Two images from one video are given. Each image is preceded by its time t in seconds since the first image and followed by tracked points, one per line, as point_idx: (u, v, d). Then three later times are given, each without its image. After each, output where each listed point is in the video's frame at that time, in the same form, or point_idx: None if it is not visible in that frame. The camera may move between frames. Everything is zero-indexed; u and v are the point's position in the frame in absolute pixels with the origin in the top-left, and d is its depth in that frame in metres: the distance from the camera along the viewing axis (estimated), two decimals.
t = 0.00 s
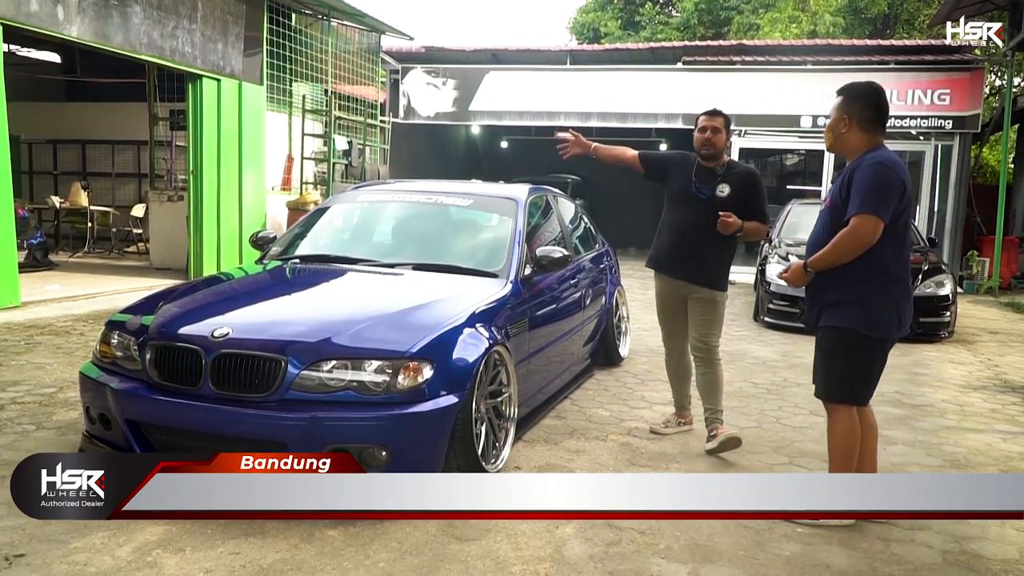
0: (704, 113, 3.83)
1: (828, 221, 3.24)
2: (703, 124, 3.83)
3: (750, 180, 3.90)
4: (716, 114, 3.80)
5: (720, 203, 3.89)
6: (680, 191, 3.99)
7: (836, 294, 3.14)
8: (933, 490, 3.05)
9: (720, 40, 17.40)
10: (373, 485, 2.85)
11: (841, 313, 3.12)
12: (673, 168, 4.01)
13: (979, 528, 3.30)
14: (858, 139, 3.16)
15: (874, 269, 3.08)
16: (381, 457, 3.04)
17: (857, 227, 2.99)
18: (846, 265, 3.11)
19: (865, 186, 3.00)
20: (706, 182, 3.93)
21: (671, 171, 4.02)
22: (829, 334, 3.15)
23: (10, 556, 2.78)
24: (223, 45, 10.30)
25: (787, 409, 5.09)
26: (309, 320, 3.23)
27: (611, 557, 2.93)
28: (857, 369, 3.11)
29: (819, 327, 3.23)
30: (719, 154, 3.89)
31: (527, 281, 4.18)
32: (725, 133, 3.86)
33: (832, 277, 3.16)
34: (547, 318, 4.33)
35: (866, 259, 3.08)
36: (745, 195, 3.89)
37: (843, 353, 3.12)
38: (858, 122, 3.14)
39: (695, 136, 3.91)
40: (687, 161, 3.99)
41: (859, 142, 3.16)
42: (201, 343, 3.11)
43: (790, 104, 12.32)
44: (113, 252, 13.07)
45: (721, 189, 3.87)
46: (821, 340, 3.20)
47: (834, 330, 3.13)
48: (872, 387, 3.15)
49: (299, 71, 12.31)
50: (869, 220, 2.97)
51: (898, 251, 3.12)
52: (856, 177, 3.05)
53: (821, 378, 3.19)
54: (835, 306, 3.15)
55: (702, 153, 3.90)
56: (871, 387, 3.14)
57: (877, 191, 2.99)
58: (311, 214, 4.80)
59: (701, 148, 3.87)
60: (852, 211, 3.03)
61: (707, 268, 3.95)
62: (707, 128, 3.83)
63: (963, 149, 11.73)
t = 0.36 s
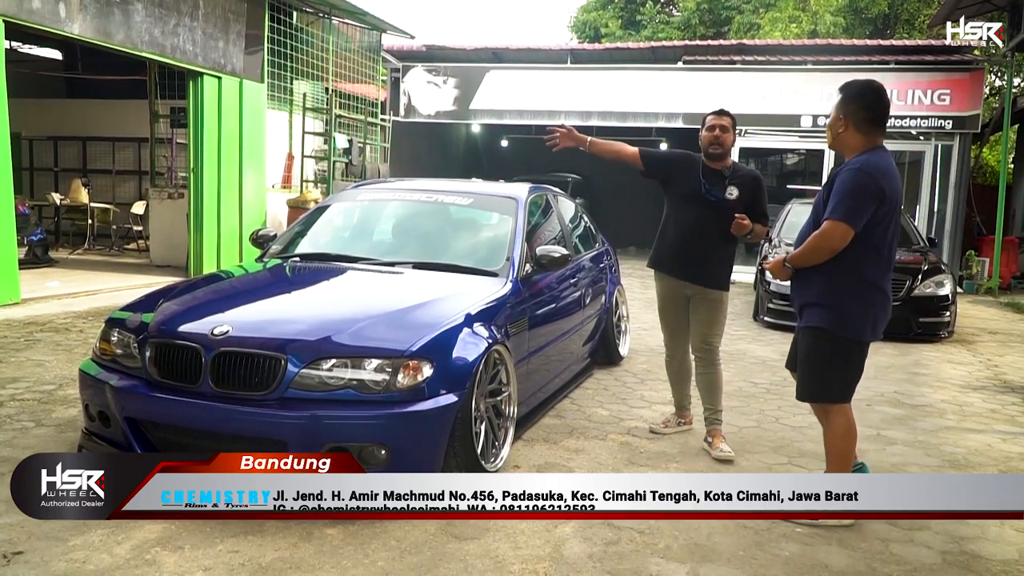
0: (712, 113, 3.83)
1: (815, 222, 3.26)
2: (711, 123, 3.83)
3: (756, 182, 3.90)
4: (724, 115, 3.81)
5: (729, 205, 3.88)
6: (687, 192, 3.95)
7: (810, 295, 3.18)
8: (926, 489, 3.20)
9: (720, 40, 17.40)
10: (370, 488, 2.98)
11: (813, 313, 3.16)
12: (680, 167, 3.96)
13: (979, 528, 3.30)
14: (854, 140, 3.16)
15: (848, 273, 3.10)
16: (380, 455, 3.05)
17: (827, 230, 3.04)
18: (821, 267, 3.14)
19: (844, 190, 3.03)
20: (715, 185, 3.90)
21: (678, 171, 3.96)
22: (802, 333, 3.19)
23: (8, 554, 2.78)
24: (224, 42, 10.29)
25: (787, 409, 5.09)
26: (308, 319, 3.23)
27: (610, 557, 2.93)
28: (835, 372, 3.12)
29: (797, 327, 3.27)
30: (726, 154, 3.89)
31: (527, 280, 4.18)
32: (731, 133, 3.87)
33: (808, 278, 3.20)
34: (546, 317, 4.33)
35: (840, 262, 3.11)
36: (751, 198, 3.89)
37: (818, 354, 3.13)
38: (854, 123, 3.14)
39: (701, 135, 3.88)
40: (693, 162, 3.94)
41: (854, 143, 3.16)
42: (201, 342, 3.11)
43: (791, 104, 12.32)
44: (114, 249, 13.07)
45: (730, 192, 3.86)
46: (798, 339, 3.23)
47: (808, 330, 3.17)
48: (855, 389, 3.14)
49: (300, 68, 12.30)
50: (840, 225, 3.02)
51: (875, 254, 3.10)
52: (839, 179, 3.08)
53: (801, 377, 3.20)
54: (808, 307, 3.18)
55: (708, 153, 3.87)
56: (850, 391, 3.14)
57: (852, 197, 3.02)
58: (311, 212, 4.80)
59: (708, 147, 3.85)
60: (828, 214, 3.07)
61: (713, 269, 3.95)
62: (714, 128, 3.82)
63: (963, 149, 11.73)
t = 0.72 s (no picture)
0: (730, 113, 3.78)
1: (815, 221, 3.26)
2: (727, 123, 3.79)
3: (762, 185, 3.96)
4: (741, 116, 3.76)
5: (737, 209, 3.91)
6: (695, 196, 3.95)
7: (809, 293, 3.17)
8: (926, 489, 3.23)
9: (719, 42, 17.44)
10: (370, 480, 3.00)
11: (811, 311, 3.15)
12: (688, 170, 3.96)
13: (979, 529, 3.30)
14: (860, 143, 3.17)
15: (849, 274, 3.10)
16: (380, 458, 3.05)
17: (835, 230, 3.02)
18: (822, 267, 3.14)
19: (853, 193, 3.02)
20: (723, 188, 3.91)
21: (686, 175, 3.96)
22: (799, 330, 3.18)
23: (10, 558, 2.78)
24: (223, 47, 10.31)
25: (786, 411, 5.09)
26: (309, 323, 3.23)
27: (611, 558, 2.94)
28: (831, 371, 3.13)
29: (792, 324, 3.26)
30: (735, 158, 3.87)
31: (527, 282, 4.19)
32: (746, 136, 3.81)
33: (808, 276, 3.19)
34: (546, 320, 4.34)
35: (841, 263, 3.10)
36: (758, 202, 3.95)
37: (815, 353, 3.13)
38: (863, 126, 3.14)
39: (715, 133, 3.85)
40: (703, 163, 3.94)
41: (861, 146, 3.16)
42: (202, 345, 3.11)
43: (789, 105, 12.34)
44: (114, 254, 13.08)
45: (738, 197, 3.90)
46: (794, 335, 3.23)
47: (806, 327, 3.16)
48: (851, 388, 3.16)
49: (299, 72, 12.33)
50: (849, 227, 3.00)
51: (874, 256, 3.12)
52: (847, 180, 3.07)
53: (795, 373, 3.20)
54: (806, 304, 3.18)
55: (720, 153, 3.86)
56: (844, 389, 3.15)
57: (860, 200, 3.01)
58: (310, 216, 4.81)
59: (721, 147, 3.83)
60: (836, 214, 3.06)
61: (721, 273, 3.96)
62: (729, 129, 3.79)
63: (961, 150, 11.75)
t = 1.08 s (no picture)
0: (739, 111, 3.79)
1: (829, 225, 3.25)
2: (737, 121, 3.78)
3: (779, 183, 3.89)
4: (750, 113, 3.76)
5: (751, 208, 3.84)
6: (708, 198, 3.92)
7: (834, 297, 3.16)
8: (926, 488, 3.30)
9: (720, 46, 17.46)
10: (370, 480, 3.00)
11: (837, 315, 3.13)
12: (703, 171, 3.97)
13: (977, 534, 3.30)
14: (865, 149, 3.18)
15: (873, 276, 3.11)
16: (379, 461, 3.05)
17: (862, 234, 3.01)
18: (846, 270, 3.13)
19: (874, 196, 3.02)
20: (736, 187, 3.88)
21: (699, 177, 3.98)
22: (824, 334, 3.16)
23: (9, 559, 2.78)
24: (223, 49, 10.32)
25: (786, 414, 5.09)
26: (309, 325, 3.23)
27: (610, 562, 2.94)
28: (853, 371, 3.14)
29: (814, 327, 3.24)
30: (749, 156, 3.84)
31: (527, 286, 4.19)
32: (758, 134, 3.80)
33: (830, 280, 3.18)
34: (547, 323, 4.35)
35: (865, 266, 3.10)
36: (773, 200, 3.88)
37: (840, 355, 3.13)
38: (869, 132, 3.16)
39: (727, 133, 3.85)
40: (718, 165, 3.95)
41: (865, 152, 3.18)
42: (201, 347, 3.12)
43: (789, 109, 12.36)
44: (113, 255, 13.07)
45: (752, 196, 3.83)
46: (816, 340, 3.20)
47: (833, 331, 3.14)
48: (864, 387, 3.20)
49: (299, 74, 12.35)
50: (876, 230, 3.00)
51: (892, 257, 3.14)
52: (865, 184, 3.07)
53: (815, 377, 3.18)
54: (832, 308, 3.16)
55: (733, 151, 3.83)
56: (859, 388, 3.19)
57: (884, 203, 3.01)
58: (310, 219, 4.81)
59: (732, 145, 3.81)
60: (859, 218, 3.05)
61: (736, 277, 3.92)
62: (739, 126, 3.78)
63: (961, 155, 11.78)
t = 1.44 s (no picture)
0: (746, 112, 3.81)
1: (840, 225, 3.25)
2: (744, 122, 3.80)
3: (789, 186, 3.87)
4: (757, 113, 3.78)
5: (756, 210, 3.84)
6: (714, 199, 3.93)
7: (849, 297, 3.15)
8: (926, 489, 3.29)
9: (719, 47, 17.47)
10: (370, 480, 3.01)
11: (853, 315, 3.13)
12: (709, 171, 3.98)
13: (977, 534, 3.30)
14: (869, 150, 3.19)
15: (888, 274, 3.11)
16: (379, 462, 3.05)
17: (878, 234, 3.01)
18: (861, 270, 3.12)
19: (886, 196, 3.02)
20: (742, 187, 3.88)
21: (705, 177, 3.98)
22: (841, 334, 3.15)
23: (10, 561, 2.78)
24: (223, 50, 10.33)
25: (785, 415, 5.10)
26: (308, 326, 3.23)
27: (610, 562, 2.94)
28: (870, 370, 3.13)
29: (830, 328, 3.22)
30: (756, 157, 3.83)
31: (526, 287, 4.19)
32: (766, 135, 3.81)
33: (845, 281, 3.17)
34: (546, 324, 4.35)
35: (878, 265, 3.11)
36: (781, 202, 3.86)
37: (857, 354, 3.12)
38: (872, 133, 3.17)
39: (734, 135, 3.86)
40: (726, 165, 3.95)
41: (869, 154, 3.19)
42: (201, 348, 3.12)
43: (789, 110, 12.36)
44: (113, 257, 13.08)
45: (758, 197, 3.83)
46: (832, 341, 3.20)
47: (850, 332, 3.13)
48: (882, 385, 3.17)
49: (299, 76, 12.37)
50: (891, 230, 3.00)
51: (904, 254, 3.15)
52: (876, 184, 3.07)
53: (831, 378, 3.18)
54: (848, 308, 3.15)
55: (740, 152, 3.83)
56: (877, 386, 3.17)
57: (898, 202, 3.02)
58: (310, 220, 4.81)
59: (738, 144, 3.81)
60: (873, 218, 3.04)
61: (740, 279, 3.92)
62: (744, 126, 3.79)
63: (960, 155, 11.80)
